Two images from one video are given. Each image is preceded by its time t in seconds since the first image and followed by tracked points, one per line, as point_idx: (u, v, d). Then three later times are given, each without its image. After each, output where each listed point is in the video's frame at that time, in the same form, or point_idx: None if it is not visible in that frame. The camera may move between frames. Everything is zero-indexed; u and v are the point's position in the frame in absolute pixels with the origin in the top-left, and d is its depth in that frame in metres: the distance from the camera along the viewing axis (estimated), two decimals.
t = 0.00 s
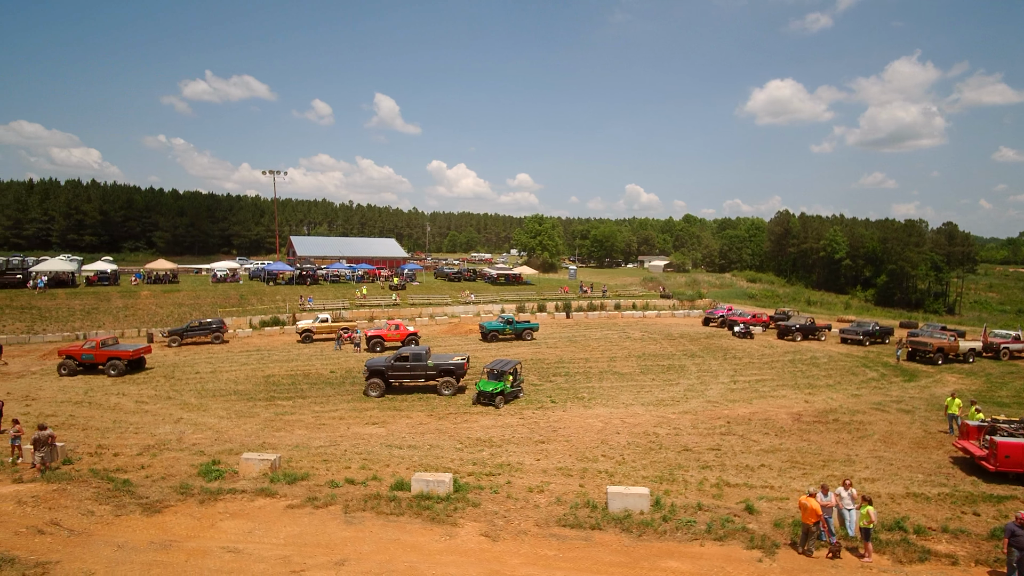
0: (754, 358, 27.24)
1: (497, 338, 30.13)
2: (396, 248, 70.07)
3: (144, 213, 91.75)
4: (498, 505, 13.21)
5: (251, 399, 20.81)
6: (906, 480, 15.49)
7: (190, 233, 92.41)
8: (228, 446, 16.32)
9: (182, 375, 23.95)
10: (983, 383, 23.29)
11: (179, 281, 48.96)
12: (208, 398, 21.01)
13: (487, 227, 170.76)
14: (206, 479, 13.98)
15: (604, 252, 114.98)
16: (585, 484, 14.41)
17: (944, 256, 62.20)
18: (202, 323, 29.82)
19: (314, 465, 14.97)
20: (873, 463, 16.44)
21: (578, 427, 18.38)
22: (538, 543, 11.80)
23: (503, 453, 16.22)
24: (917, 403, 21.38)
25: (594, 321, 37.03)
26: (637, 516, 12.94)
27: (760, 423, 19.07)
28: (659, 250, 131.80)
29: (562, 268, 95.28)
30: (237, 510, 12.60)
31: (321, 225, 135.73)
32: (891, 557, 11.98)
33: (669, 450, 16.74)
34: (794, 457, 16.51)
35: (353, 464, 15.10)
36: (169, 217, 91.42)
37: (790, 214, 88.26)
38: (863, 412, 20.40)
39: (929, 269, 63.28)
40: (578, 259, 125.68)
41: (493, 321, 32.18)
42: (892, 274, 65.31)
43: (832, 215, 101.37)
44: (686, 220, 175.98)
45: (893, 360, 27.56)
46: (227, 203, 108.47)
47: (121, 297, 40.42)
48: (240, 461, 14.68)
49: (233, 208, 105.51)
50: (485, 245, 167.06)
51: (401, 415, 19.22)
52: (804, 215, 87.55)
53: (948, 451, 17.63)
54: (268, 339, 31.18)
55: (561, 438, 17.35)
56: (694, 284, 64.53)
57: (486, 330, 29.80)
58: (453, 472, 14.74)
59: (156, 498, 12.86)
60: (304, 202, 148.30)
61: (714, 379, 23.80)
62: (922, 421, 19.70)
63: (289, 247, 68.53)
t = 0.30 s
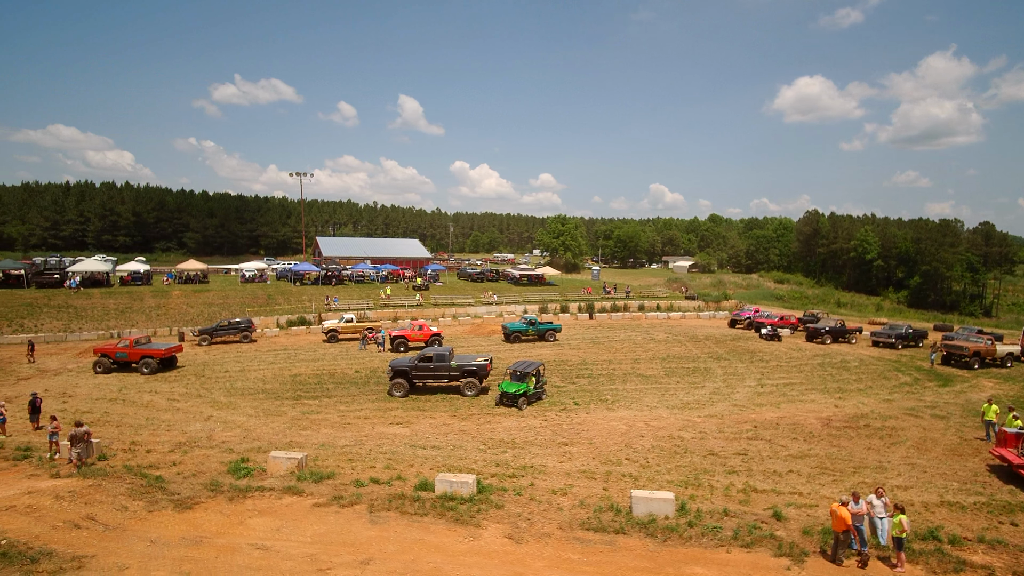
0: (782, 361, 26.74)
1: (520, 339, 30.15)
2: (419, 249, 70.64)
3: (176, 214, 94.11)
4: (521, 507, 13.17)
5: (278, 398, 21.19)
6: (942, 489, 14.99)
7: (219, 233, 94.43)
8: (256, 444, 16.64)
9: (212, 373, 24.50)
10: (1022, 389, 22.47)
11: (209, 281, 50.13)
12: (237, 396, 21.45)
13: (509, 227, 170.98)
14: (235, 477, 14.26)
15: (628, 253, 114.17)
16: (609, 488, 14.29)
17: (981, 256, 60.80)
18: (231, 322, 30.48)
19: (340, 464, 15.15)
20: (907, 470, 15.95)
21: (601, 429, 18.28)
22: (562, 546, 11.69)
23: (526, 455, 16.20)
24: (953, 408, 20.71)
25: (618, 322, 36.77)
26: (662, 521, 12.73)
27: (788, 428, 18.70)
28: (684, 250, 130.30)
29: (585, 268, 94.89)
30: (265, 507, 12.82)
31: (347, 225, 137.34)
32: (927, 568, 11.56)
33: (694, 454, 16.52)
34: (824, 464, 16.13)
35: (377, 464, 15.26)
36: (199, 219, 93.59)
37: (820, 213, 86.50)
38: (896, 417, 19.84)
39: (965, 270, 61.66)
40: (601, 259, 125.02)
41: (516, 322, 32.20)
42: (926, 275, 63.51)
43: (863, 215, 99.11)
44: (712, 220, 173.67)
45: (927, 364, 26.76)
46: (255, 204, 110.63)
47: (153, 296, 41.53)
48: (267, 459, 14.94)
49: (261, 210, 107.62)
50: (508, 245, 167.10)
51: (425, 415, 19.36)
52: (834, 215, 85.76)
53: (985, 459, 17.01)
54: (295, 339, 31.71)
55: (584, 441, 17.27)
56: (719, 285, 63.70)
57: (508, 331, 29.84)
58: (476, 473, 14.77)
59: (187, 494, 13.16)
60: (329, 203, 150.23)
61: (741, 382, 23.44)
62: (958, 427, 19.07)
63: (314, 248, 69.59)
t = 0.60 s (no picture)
0: (806, 363, 26.29)
1: (538, 340, 30.11)
2: (438, 249, 71.04)
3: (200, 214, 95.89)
4: (541, 509, 13.14)
5: (300, 397, 21.46)
6: (972, 496, 14.58)
7: (242, 234, 95.99)
8: (278, 442, 16.88)
9: (235, 372, 24.91)
10: None
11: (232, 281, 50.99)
12: (260, 395, 21.78)
13: (528, 227, 170.94)
14: (258, 475, 14.48)
15: (647, 253, 113.38)
16: (629, 491, 14.18)
17: (1011, 258, 60.68)
18: (253, 322, 30.96)
19: (360, 464, 15.28)
20: (935, 477, 15.55)
21: (621, 431, 18.16)
22: (582, 549, 11.63)
23: (544, 457, 16.16)
24: (984, 413, 20.16)
25: (637, 323, 36.54)
26: (683, 525, 12.57)
27: (812, 431, 18.37)
28: (704, 250, 128.98)
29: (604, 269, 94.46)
30: (287, 505, 12.98)
31: (366, 225, 138.52)
32: None
33: (715, 458, 16.32)
34: (849, 469, 15.82)
35: (397, 464, 15.37)
36: (222, 219, 95.21)
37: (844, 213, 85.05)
38: (924, 422, 19.37)
39: (995, 271, 60.73)
40: (620, 259, 124.34)
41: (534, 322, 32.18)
42: (954, 275, 62.02)
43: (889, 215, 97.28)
44: (732, 220, 171.71)
45: (956, 368, 26.09)
46: (277, 205, 112.25)
47: (179, 296, 42.37)
48: (290, 458, 15.14)
49: (283, 211, 109.13)
50: (526, 245, 167.01)
51: (444, 415, 19.45)
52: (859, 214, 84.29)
53: (1018, 466, 16.52)
54: (316, 338, 32.10)
55: (604, 443, 17.17)
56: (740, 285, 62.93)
57: (527, 332, 29.84)
58: (495, 474, 14.77)
59: (212, 492, 13.40)
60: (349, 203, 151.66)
61: (763, 384, 23.10)
62: (988, 432, 18.55)
63: (335, 248, 70.37)
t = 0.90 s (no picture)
0: (823, 364, 25.96)
1: (551, 340, 30.06)
2: (451, 249, 71.21)
3: (217, 215, 97.11)
4: (555, 509, 13.10)
5: (315, 396, 21.65)
6: (995, 500, 14.28)
7: (258, 234, 97.09)
8: (294, 440, 17.03)
9: (252, 370, 25.20)
10: None
11: (248, 281, 51.57)
12: (276, 393, 22.02)
13: (541, 227, 170.87)
14: (275, 472, 14.64)
15: (661, 252, 112.75)
16: (643, 492, 14.10)
17: None
18: (269, 322, 31.29)
19: (375, 462, 15.37)
20: (957, 480, 15.26)
21: (635, 432, 18.07)
22: (596, 549, 11.58)
23: (558, 457, 16.12)
24: (1007, 416, 19.75)
25: (651, 323, 36.34)
26: (698, 526, 12.46)
27: (829, 433, 18.14)
28: (719, 250, 127.88)
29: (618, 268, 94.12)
30: (303, 503, 13.10)
31: (380, 226, 139.33)
32: None
33: (731, 459, 16.18)
34: (867, 471, 15.59)
35: (411, 462, 15.43)
36: (238, 220, 96.33)
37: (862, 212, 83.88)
38: (944, 424, 19.03)
39: (1018, 271, 59.29)
40: (634, 259, 123.85)
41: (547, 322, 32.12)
42: (976, 275, 60.82)
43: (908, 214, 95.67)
44: (747, 220, 170.00)
45: (978, 369, 25.58)
46: (292, 205, 113.33)
47: (196, 296, 42.96)
48: (305, 455, 15.28)
49: (298, 211, 110.20)
50: (539, 245, 166.91)
51: (458, 414, 19.51)
52: (877, 214, 83.03)
53: None
54: (330, 338, 32.35)
55: (618, 443, 17.10)
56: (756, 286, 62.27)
57: (540, 331, 29.81)
58: (509, 474, 14.78)
59: (229, 488, 13.56)
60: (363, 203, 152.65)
61: (779, 385, 22.86)
62: (1011, 436, 18.15)
63: (349, 248, 70.86)
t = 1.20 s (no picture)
0: (836, 365, 25.71)
1: (561, 340, 30.02)
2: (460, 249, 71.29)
3: (229, 215, 97.74)
4: (565, 510, 13.05)
5: (326, 395, 21.75)
6: (1014, 504, 14.04)
7: (269, 234, 97.79)
8: (305, 439, 17.11)
9: (263, 370, 25.36)
10: None
11: (259, 280, 51.91)
12: (287, 392, 22.13)
13: (550, 227, 170.79)
14: (286, 471, 14.71)
15: (671, 253, 112.25)
16: (654, 493, 14.02)
17: None
18: (280, 321, 31.48)
19: (385, 462, 15.40)
20: (974, 483, 15.03)
21: (646, 433, 17.98)
22: (607, 551, 11.52)
23: (569, 457, 16.08)
24: None
25: (661, 324, 36.17)
26: (710, 528, 12.36)
27: (843, 435, 17.94)
28: (730, 250, 127.14)
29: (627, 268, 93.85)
30: (315, 502, 13.15)
31: (389, 226, 139.86)
32: None
33: (743, 461, 16.04)
34: (882, 474, 15.40)
35: (421, 462, 15.44)
36: (250, 220, 97.05)
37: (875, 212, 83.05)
38: (961, 427, 18.75)
39: None
40: (643, 259, 123.42)
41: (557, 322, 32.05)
42: (991, 275, 60.00)
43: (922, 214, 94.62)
44: (758, 219, 168.74)
45: (994, 371, 25.22)
46: (303, 205, 113.98)
47: (208, 295, 43.30)
48: (316, 455, 15.34)
49: (309, 211, 110.82)
50: (549, 245, 166.78)
51: (467, 414, 19.51)
52: (891, 213, 82.16)
53: None
54: (341, 337, 32.47)
55: (629, 444, 17.02)
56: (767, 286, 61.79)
57: (550, 332, 29.77)
58: (519, 474, 14.76)
59: (241, 487, 13.64)
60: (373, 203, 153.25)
61: (792, 386, 22.66)
62: None
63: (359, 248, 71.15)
